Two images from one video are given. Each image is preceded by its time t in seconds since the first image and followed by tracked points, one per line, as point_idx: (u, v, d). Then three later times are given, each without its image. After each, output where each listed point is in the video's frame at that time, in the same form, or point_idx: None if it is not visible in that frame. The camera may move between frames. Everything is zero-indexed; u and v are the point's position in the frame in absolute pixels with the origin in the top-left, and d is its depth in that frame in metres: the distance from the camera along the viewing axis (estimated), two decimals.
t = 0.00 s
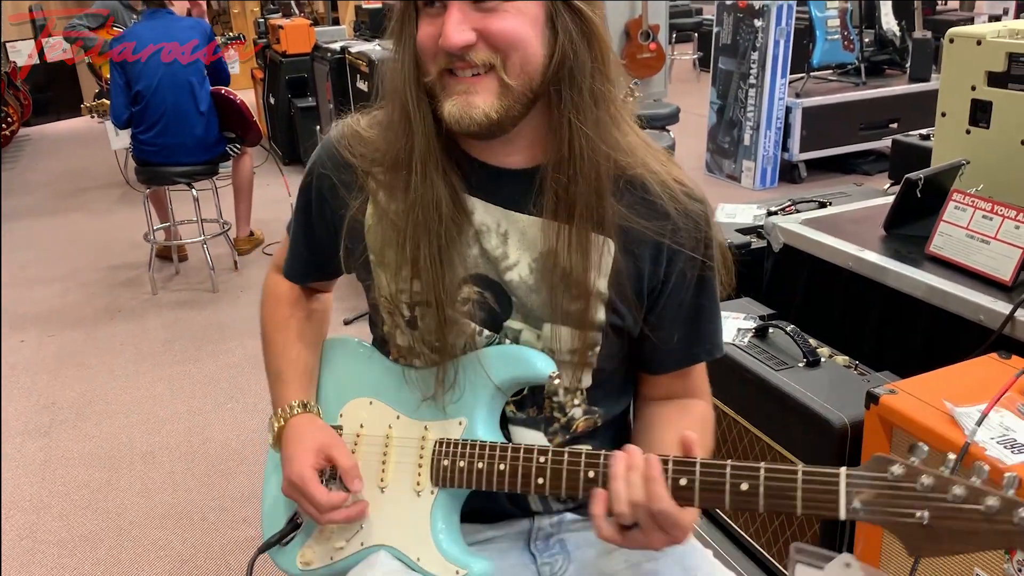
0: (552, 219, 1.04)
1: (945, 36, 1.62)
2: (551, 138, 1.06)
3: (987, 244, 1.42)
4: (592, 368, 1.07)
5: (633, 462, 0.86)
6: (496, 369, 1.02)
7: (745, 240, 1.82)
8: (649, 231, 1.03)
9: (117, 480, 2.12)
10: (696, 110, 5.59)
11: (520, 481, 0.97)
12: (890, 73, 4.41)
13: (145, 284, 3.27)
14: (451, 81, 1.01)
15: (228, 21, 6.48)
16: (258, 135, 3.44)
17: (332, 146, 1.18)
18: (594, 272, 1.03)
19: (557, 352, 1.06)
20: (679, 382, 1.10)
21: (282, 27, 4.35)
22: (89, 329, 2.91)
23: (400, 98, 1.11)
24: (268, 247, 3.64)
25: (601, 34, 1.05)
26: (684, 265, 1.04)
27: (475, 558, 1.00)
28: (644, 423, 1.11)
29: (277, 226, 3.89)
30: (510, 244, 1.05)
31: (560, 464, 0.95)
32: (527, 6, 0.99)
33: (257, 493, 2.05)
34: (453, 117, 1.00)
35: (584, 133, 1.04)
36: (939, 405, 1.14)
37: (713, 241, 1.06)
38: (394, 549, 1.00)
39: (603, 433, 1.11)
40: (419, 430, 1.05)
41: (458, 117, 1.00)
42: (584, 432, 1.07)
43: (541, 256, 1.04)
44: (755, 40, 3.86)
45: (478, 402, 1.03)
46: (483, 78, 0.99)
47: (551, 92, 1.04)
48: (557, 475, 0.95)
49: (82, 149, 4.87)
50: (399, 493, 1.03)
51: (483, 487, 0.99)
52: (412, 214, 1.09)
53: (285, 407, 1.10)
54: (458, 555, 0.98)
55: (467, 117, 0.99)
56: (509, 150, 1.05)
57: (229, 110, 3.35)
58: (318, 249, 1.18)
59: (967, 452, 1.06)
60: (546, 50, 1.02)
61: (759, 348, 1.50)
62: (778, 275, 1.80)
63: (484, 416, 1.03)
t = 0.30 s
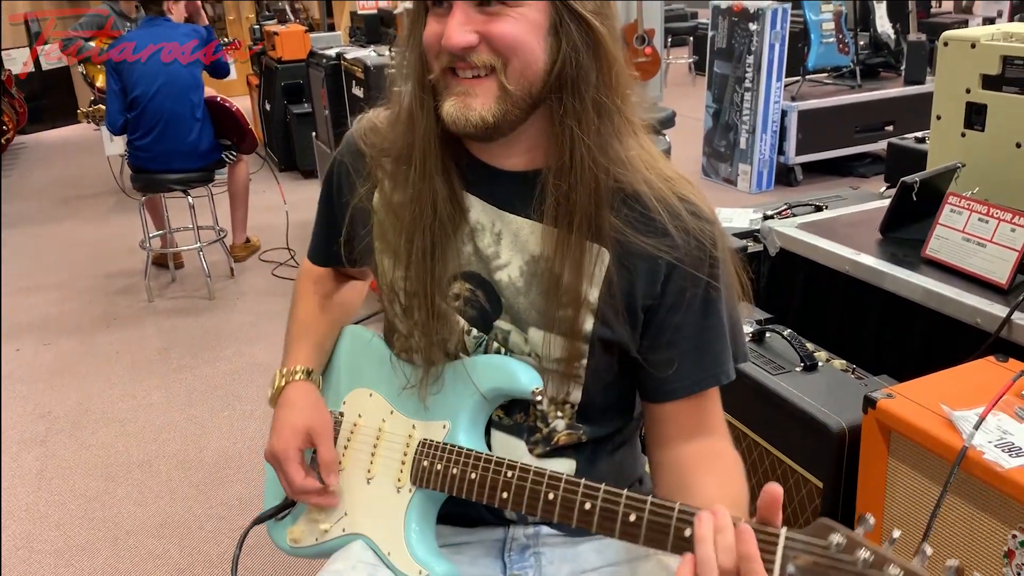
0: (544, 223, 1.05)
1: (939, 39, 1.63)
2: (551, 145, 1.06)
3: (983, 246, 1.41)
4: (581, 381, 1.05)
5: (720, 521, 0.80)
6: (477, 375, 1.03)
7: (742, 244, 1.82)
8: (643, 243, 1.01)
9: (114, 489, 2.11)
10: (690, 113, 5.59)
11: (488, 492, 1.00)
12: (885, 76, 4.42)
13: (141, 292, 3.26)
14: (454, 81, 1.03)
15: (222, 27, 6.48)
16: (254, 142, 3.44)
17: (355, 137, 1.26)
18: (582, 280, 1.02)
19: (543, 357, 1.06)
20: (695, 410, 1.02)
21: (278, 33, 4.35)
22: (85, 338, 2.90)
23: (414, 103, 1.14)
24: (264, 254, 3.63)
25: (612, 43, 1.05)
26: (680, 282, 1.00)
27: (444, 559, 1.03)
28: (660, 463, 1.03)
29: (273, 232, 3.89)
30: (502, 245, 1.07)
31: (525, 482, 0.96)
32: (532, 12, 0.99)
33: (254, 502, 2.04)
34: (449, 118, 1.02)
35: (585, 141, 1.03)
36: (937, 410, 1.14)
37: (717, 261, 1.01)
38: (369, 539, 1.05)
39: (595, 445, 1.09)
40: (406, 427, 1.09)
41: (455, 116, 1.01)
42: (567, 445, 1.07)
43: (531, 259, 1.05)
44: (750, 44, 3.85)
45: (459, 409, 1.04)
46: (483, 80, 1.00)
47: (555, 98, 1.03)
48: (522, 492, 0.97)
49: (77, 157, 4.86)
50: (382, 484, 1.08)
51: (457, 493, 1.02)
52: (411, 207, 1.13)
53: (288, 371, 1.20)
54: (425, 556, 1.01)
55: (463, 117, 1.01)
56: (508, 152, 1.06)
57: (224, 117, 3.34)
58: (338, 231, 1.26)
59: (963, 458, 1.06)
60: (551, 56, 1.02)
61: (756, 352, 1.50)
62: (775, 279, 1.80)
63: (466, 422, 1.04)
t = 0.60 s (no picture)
0: (543, 232, 1.04)
1: (936, 42, 1.63)
2: (554, 156, 1.04)
3: (981, 249, 1.41)
4: (571, 396, 1.04)
5: None
6: (463, 383, 1.04)
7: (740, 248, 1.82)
8: (640, 261, 0.98)
9: (111, 496, 2.11)
10: (688, 116, 5.60)
11: (453, 504, 1.00)
12: (882, 79, 4.43)
13: (139, 297, 3.25)
14: (458, 82, 1.00)
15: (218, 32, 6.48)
16: (251, 147, 3.43)
17: (374, 132, 1.27)
18: (574, 292, 1.01)
19: (533, 367, 1.06)
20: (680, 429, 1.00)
21: (275, 38, 4.35)
22: (82, 344, 2.89)
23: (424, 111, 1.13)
24: (262, 259, 3.63)
25: (628, 56, 1.01)
26: (675, 303, 0.98)
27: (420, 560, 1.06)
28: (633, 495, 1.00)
29: (271, 237, 3.89)
30: (500, 251, 1.07)
31: (488, 501, 0.97)
32: (541, 22, 0.95)
33: (253, 508, 2.04)
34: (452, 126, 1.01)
35: (591, 156, 1.01)
36: (936, 413, 1.13)
37: (714, 288, 0.99)
38: (355, 531, 1.09)
39: (593, 459, 1.08)
40: (399, 426, 1.11)
41: (455, 119, 1.00)
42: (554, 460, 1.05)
43: (528, 268, 1.05)
44: (747, 47, 3.85)
45: (445, 415, 1.06)
46: (485, 85, 0.97)
47: (561, 109, 1.01)
48: (482, 512, 0.97)
49: (74, 163, 4.85)
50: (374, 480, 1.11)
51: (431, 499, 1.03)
52: (413, 209, 1.14)
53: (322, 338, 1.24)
54: (399, 554, 1.04)
55: (460, 119, 0.99)
56: (508, 160, 1.05)
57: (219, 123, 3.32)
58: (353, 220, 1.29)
59: (963, 460, 1.05)
60: (557, 68, 0.98)
61: (754, 356, 1.50)
62: (774, 281, 1.80)
63: (451, 431, 1.05)
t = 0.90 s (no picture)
0: (564, 237, 1.03)
1: (936, 45, 1.63)
2: (570, 163, 1.02)
3: (979, 252, 1.42)
4: (566, 396, 1.04)
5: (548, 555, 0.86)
6: (450, 383, 1.08)
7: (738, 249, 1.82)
8: (646, 265, 0.97)
9: (110, 496, 2.11)
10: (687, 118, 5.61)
11: (424, 499, 1.05)
12: (882, 81, 4.44)
13: (139, 298, 3.26)
14: (482, 114, 0.96)
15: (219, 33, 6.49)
16: (251, 148, 3.44)
17: (385, 125, 1.25)
18: (586, 302, 1.00)
19: (531, 367, 1.06)
20: (678, 440, 1.00)
21: (276, 40, 4.35)
22: (82, 344, 2.89)
23: (432, 121, 1.09)
24: (262, 259, 3.63)
25: (646, 74, 0.97)
26: (675, 307, 0.97)
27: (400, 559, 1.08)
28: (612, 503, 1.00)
29: (271, 238, 3.89)
30: (505, 251, 1.06)
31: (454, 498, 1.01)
32: (560, 53, 0.92)
33: (252, 509, 2.04)
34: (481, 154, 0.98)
35: (606, 167, 0.98)
36: (934, 415, 1.13)
37: (718, 290, 0.97)
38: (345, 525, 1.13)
39: (604, 464, 1.09)
40: (391, 425, 1.14)
41: (484, 152, 0.97)
42: (545, 465, 1.05)
43: (532, 268, 1.04)
44: (747, 49, 3.85)
45: (430, 414, 1.10)
46: (511, 119, 0.94)
47: (576, 126, 0.98)
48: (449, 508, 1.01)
49: (74, 163, 4.85)
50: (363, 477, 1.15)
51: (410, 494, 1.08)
52: (421, 209, 1.13)
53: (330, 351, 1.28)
54: (380, 551, 1.07)
55: (493, 152, 0.96)
56: (532, 170, 1.03)
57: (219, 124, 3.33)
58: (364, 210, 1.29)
59: (961, 462, 1.06)
60: (580, 88, 0.96)
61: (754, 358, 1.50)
62: (773, 284, 1.80)
63: (434, 429, 1.10)
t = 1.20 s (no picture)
0: (570, 239, 1.03)
1: (942, 46, 1.63)
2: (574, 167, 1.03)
3: (985, 252, 1.42)
4: (565, 390, 1.05)
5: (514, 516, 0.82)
6: (451, 367, 1.08)
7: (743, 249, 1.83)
8: (645, 269, 0.97)
9: (115, 490, 2.12)
10: (692, 118, 5.61)
11: (427, 478, 1.04)
12: (888, 83, 4.43)
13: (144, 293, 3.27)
14: (494, 130, 0.97)
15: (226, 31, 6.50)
16: (257, 144, 3.46)
17: (389, 125, 1.26)
18: (588, 304, 1.00)
19: (531, 361, 1.07)
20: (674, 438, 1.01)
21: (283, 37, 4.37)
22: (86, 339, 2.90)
23: (429, 126, 1.10)
24: (267, 256, 3.64)
25: (648, 91, 0.99)
26: (673, 310, 0.95)
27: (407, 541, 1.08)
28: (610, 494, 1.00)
29: (276, 235, 3.90)
30: (506, 249, 1.07)
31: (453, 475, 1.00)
32: (571, 66, 0.93)
33: (256, 504, 2.05)
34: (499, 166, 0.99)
35: (619, 175, 0.98)
36: (937, 415, 1.14)
37: (716, 295, 0.95)
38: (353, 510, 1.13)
39: (609, 462, 1.08)
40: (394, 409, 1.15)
41: (500, 165, 0.99)
42: (546, 451, 1.06)
43: (531, 265, 1.04)
44: (753, 50, 3.85)
45: (433, 399, 1.11)
46: (523, 132, 0.95)
47: (579, 137, 1.00)
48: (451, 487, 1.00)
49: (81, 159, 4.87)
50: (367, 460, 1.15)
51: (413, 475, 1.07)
52: (424, 212, 1.14)
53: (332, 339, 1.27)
54: (386, 533, 1.07)
55: (509, 166, 0.98)
56: (539, 174, 1.03)
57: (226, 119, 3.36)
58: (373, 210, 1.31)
59: (964, 462, 1.06)
60: (588, 100, 0.98)
61: (759, 357, 1.50)
62: (777, 283, 1.80)
63: (437, 412, 1.09)
